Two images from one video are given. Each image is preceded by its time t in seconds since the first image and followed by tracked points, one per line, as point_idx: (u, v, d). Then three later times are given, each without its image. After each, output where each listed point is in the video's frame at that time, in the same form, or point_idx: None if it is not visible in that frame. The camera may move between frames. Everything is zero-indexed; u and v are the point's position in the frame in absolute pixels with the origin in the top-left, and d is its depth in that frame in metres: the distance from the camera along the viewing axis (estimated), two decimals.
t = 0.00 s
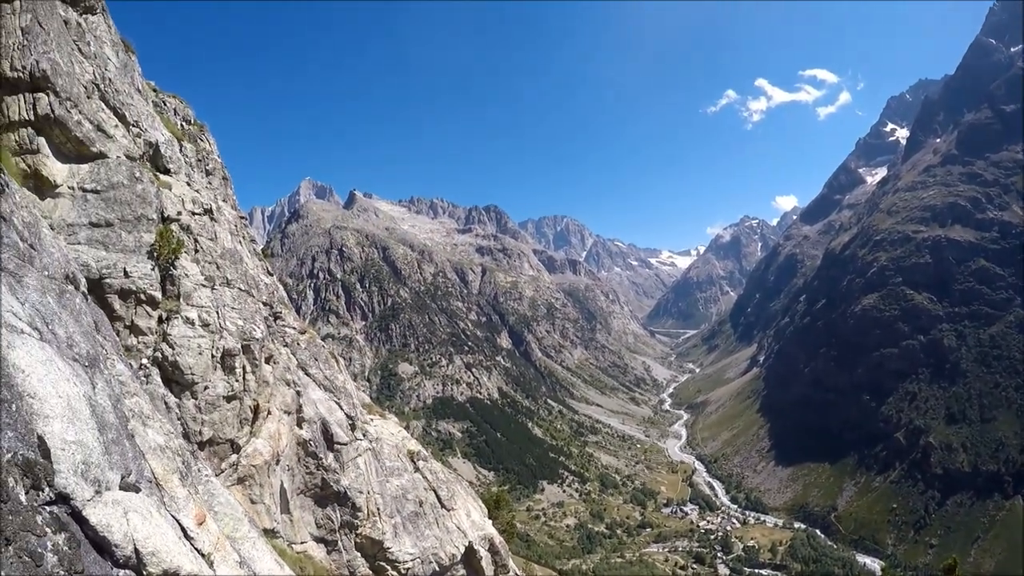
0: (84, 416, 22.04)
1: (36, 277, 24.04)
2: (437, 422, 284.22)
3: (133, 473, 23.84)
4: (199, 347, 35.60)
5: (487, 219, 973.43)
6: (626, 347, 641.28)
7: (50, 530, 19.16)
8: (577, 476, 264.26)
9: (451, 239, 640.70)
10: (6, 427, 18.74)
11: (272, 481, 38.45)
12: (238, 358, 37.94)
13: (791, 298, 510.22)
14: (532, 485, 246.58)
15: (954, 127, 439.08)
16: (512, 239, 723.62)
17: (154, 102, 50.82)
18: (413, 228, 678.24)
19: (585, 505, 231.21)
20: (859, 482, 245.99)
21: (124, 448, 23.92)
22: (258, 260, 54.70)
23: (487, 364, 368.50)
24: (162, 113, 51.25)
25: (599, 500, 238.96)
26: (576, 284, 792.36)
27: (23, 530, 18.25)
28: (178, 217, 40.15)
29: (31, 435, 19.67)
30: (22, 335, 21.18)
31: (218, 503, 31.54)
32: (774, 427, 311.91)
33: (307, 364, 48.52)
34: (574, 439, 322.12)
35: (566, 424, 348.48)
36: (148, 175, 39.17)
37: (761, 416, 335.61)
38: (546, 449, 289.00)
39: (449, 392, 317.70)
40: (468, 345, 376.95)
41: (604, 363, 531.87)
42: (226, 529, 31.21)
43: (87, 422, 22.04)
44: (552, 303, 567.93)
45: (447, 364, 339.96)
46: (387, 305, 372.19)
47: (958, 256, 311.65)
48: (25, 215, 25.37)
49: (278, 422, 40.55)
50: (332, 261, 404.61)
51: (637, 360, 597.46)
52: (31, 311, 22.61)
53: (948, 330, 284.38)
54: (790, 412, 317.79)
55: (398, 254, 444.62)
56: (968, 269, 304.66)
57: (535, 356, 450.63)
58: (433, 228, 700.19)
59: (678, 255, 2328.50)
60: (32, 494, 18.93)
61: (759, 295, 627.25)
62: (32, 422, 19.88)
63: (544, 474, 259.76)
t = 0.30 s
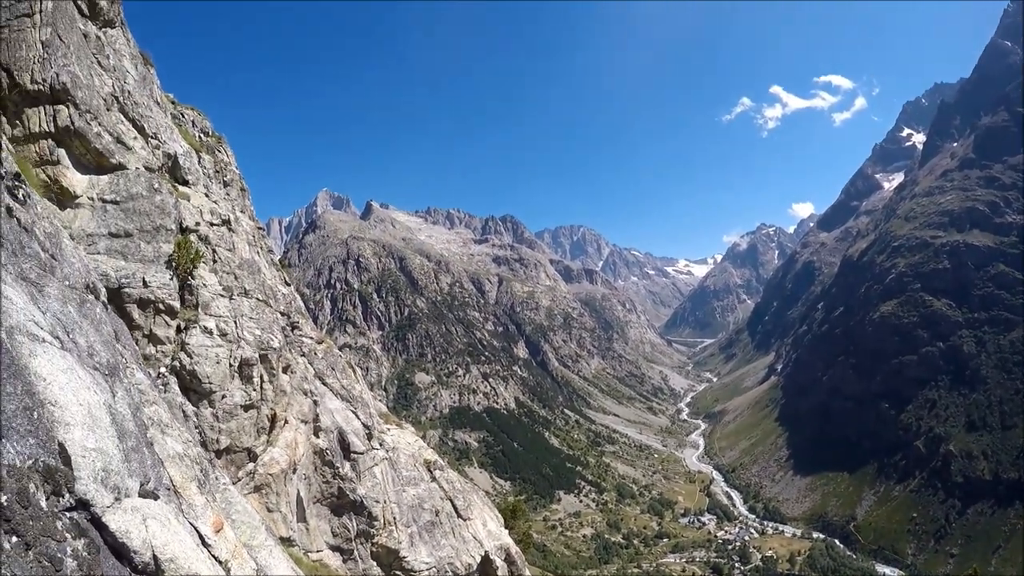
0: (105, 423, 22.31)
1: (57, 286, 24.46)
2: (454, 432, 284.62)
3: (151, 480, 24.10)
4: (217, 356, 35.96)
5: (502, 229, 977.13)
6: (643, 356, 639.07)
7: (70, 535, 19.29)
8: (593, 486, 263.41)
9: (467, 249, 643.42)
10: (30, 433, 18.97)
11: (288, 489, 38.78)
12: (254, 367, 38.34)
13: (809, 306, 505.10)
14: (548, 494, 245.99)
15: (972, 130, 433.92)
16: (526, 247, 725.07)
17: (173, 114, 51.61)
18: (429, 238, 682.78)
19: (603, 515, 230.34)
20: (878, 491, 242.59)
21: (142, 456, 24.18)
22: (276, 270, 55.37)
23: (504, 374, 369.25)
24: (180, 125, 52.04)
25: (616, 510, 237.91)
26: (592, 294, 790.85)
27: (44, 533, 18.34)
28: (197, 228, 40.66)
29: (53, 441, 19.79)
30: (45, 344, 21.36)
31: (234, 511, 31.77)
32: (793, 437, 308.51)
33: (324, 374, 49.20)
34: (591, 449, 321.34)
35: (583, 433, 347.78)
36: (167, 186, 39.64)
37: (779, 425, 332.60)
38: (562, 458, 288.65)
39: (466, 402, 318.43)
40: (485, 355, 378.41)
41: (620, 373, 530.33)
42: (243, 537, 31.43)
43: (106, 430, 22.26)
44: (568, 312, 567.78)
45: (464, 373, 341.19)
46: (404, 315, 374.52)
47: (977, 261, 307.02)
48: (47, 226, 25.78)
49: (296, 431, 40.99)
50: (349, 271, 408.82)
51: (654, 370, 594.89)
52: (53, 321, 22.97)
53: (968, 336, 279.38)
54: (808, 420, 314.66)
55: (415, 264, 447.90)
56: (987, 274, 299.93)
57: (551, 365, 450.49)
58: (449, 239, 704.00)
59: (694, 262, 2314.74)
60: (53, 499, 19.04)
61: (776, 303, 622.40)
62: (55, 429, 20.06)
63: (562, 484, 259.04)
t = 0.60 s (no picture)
0: (112, 428, 22.47)
1: (65, 292, 24.62)
2: (460, 437, 284.60)
3: (159, 485, 24.30)
4: (224, 362, 36.21)
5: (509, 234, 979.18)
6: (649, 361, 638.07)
7: (80, 539, 19.40)
8: (600, 492, 262.80)
9: (473, 254, 644.61)
10: (38, 438, 19.13)
11: (294, 494, 38.86)
12: (262, 373, 38.55)
13: (817, 311, 503.15)
14: (555, 500, 245.34)
15: (977, 131, 432.15)
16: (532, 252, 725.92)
17: (181, 122, 52.15)
18: (435, 244, 684.54)
19: (609, 521, 229.43)
20: (886, 495, 240.93)
21: (149, 460, 24.31)
22: (284, 276, 55.68)
23: (510, 380, 369.24)
24: (187, 132, 52.38)
25: (623, 515, 237.27)
26: (599, 299, 790.33)
27: (53, 538, 18.43)
28: (204, 234, 40.92)
29: (61, 446, 19.92)
30: (54, 349, 21.52)
31: (242, 516, 31.90)
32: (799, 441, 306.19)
33: (330, 380, 49.50)
34: (598, 454, 321.04)
35: (590, 439, 347.35)
36: (174, 193, 39.83)
37: (787, 430, 331.29)
38: (569, 464, 288.48)
39: (473, 407, 318.61)
40: (492, 361, 378.54)
41: (628, 378, 529.46)
42: (251, 543, 31.45)
43: (115, 434, 22.45)
44: (575, 318, 567.40)
45: (470, 379, 341.34)
46: (410, 321, 375.28)
47: (984, 263, 305.30)
48: (55, 232, 25.99)
49: (304, 436, 41.26)
50: (356, 277, 410.54)
51: (661, 375, 593.52)
52: (60, 325, 23.13)
53: (976, 339, 276.93)
54: (816, 424, 313.21)
55: (421, 270, 448.96)
56: (995, 276, 297.98)
57: (558, 371, 450.13)
58: (455, 244, 705.96)
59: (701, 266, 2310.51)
60: (62, 504, 19.16)
61: (784, 307, 619.18)
62: (63, 433, 20.19)
63: (568, 489, 258.50)
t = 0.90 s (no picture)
0: (135, 421, 22.67)
1: (90, 285, 24.92)
2: (466, 443, 284.28)
3: (176, 478, 24.33)
4: (236, 359, 36.46)
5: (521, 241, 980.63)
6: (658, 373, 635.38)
7: (101, 529, 19.55)
8: (604, 503, 261.70)
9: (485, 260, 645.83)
10: (65, 428, 19.45)
11: (300, 494, 39.01)
12: (273, 372, 38.79)
13: (827, 328, 499.74)
14: (558, 509, 244.39)
15: (994, 151, 429.28)
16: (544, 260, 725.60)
17: (200, 120, 52.68)
18: (448, 248, 686.79)
19: (611, 532, 228.29)
20: (891, 517, 238.30)
21: (167, 453, 24.48)
22: (297, 275, 55.84)
23: (518, 387, 368.89)
24: (206, 130, 52.93)
25: (625, 527, 235.98)
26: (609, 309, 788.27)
27: (75, 527, 18.61)
28: (220, 232, 41.33)
29: (86, 436, 20.17)
30: (78, 340, 21.73)
31: (253, 512, 31.99)
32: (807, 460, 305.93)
33: (340, 380, 49.80)
34: (603, 465, 320.12)
35: (596, 449, 346.23)
36: (192, 189, 40.29)
37: (794, 447, 328.75)
38: (574, 474, 287.66)
39: (480, 413, 318.12)
40: (500, 367, 378.21)
41: (635, 390, 527.87)
42: (261, 538, 31.58)
43: (138, 427, 22.67)
44: (585, 327, 566.51)
45: (478, 385, 341.33)
46: (421, 324, 375.99)
47: (997, 283, 302.46)
48: (81, 226, 26.31)
49: (311, 435, 41.47)
50: (367, 279, 412.16)
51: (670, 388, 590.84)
52: (85, 317, 23.42)
53: (988, 361, 273.87)
54: (823, 443, 310.64)
55: (433, 274, 449.68)
56: (1008, 297, 295.01)
57: (567, 380, 449.38)
58: (467, 249, 707.32)
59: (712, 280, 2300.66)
60: (85, 494, 19.41)
61: (795, 324, 615.31)
62: (89, 424, 20.46)
63: (572, 500, 257.64)
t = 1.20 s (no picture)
0: (166, 409, 23.02)
1: (122, 271, 25.34)
2: (478, 446, 284.26)
3: (203, 467, 24.53)
4: (255, 352, 36.80)
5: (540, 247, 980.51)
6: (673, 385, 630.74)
7: (134, 515, 19.88)
8: (614, 513, 260.90)
9: (503, 264, 646.87)
10: (101, 413, 19.91)
11: (313, 488, 39.23)
12: (291, 366, 39.09)
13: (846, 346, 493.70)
14: (568, 518, 243.70)
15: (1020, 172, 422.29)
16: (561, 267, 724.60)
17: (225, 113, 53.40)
18: (467, 251, 689.32)
19: (620, 543, 226.99)
20: (903, 541, 234.53)
21: (196, 443, 24.72)
22: (316, 270, 56.20)
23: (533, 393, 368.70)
24: (230, 124, 53.48)
25: (634, 539, 234.90)
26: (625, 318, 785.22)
27: (108, 512, 18.99)
28: (243, 224, 41.77)
29: (120, 423, 20.59)
30: (113, 327, 22.15)
31: (273, 504, 32.09)
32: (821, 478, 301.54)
33: (357, 378, 50.21)
34: (614, 475, 319.10)
35: (608, 459, 345.12)
36: (216, 182, 40.78)
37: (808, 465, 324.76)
38: (585, 483, 287.02)
39: (493, 417, 318.07)
40: (515, 372, 378.16)
41: (650, 401, 525.38)
42: (281, 531, 31.72)
43: (169, 415, 23.04)
44: (602, 337, 565.07)
45: (492, 389, 341.40)
46: (437, 326, 377.06)
47: (1019, 307, 297.01)
48: (114, 213, 26.82)
49: (326, 429, 41.73)
50: (385, 279, 414.82)
51: (684, 400, 586.82)
52: (118, 303, 23.80)
53: (1008, 386, 268.67)
54: (838, 462, 306.60)
55: (452, 276, 450.42)
56: None
57: (582, 388, 448.61)
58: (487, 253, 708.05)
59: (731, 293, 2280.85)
60: (118, 479, 19.80)
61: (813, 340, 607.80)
62: (122, 411, 20.84)
63: (582, 508, 257.06)
